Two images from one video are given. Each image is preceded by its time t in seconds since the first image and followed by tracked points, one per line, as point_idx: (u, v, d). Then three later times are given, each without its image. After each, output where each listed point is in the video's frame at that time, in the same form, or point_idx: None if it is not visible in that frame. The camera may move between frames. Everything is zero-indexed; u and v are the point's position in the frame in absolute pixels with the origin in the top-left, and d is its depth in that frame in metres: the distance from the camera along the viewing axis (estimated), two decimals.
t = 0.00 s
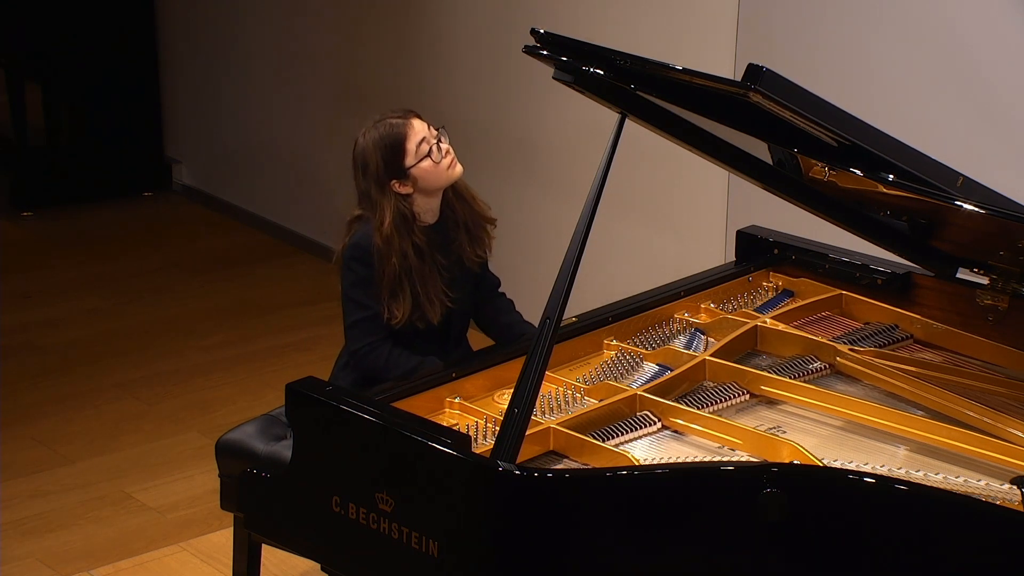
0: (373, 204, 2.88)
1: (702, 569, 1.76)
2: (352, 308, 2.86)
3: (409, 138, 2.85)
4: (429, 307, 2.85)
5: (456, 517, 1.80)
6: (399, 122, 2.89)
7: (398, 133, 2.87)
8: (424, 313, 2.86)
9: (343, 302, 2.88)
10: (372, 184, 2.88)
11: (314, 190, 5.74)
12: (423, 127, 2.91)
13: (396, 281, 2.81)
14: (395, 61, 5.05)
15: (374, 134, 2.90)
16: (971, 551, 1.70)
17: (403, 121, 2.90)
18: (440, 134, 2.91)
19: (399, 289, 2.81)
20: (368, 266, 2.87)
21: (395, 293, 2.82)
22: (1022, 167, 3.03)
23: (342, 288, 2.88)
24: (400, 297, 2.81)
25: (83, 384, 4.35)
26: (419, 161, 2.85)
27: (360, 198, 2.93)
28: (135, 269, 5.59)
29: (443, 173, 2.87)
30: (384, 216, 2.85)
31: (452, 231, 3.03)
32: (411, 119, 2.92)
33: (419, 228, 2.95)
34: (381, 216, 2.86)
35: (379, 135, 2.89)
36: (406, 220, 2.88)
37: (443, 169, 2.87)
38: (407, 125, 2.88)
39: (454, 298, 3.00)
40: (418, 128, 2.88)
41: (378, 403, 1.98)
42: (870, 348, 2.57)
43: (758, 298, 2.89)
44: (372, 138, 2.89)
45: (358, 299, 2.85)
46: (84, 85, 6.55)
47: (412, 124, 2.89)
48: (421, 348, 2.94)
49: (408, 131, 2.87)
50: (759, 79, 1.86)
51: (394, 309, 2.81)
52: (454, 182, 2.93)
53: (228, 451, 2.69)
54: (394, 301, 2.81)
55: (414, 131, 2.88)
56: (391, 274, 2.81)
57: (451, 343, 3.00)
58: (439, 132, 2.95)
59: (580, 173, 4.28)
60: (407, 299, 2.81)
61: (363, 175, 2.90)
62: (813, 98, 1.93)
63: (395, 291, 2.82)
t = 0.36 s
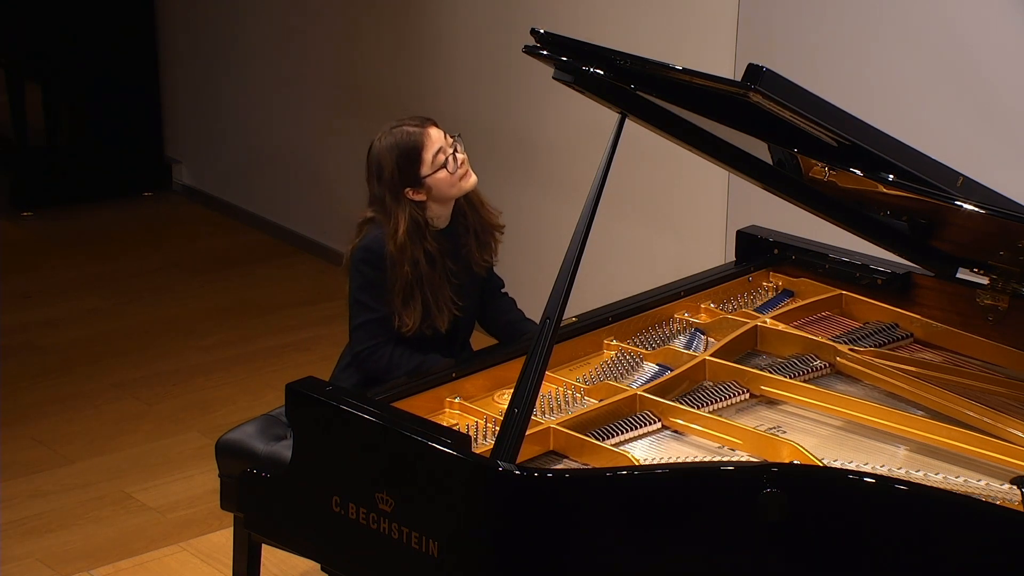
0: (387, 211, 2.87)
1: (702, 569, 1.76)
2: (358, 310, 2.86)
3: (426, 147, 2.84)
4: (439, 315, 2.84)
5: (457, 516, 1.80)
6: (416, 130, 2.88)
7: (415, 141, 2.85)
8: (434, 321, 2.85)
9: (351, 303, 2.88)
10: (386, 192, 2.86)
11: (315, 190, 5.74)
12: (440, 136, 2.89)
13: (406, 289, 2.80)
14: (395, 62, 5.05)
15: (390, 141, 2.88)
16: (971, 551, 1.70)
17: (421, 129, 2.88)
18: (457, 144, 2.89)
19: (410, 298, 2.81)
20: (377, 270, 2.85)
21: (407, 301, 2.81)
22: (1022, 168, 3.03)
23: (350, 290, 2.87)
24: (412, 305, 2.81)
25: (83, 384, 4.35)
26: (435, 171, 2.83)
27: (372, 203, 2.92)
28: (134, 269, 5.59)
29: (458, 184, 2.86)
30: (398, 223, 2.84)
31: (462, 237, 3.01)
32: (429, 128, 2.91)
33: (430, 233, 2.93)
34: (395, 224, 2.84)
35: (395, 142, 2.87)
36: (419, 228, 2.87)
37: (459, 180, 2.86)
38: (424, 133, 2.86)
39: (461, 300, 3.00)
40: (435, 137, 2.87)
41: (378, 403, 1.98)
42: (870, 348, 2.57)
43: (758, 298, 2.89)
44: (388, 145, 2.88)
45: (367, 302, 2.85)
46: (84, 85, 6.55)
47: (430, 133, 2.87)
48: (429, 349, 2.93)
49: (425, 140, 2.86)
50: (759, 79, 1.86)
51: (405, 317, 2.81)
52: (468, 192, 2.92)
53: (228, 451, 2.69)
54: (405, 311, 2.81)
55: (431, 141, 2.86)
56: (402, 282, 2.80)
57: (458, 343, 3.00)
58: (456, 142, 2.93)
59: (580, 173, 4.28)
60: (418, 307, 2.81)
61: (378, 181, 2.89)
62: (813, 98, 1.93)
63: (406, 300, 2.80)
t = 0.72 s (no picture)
0: (394, 213, 2.87)
1: (702, 569, 1.76)
2: (361, 307, 2.85)
3: (434, 150, 2.84)
4: (445, 317, 2.88)
5: (457, 517, 1.80)
6: (424, 132, 2.88)
7: (423, 143, 2.85)
8: (439, 323, 2.88)
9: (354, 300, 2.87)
10: (394, 193, 2.86)
11: (315, 190, 5.74)
12: (448, 138, 2.89)
13: (413, 291, 2.81)
14: (395, 61, 5.05)
15: (397, 143, 2.88)
16: (971, 551, 1.70)
17: (428, 132, 2.88)
18: (464, 146, 2.90)
19: (416, 301, 2.83)
20: (383, 269, 2.86)
21: (414, 303, 2.83)
22: (1022, 168, 3.03)
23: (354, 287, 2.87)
24: (419, 308, 2.83)
25: (83, 384, 4.35)
26: (443, 174, 2.84)
27: (379, 204, 2.92)
28: (134, 269, 5.59)
29: (466, 187, 2.87)
30: (405, 225, 2.84)
31: (469, 237, 3.00)
32: (436, 130, 2.91)
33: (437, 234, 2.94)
34: (402, 226, 2.85)
35: (402, 144, 2.87)
36: (426, 229, 2.87)
37: (466, 182, 2.86)
38: (432, 135, 2.87)
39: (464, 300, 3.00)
40: (442, 139, 2.87)
41: (378, 403, 1.97)
42: (870, 348, 2.57)
43: (758, 298, 2.89)
44: (395, 147, 2.87)
45: (369, 300, 2.84)
46: (84, 85, 6.56)
47: (438, 135, 2.87)
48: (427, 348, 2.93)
49: (433, 142, 2.86)
50: (759, 79, 1.86)
51: (410, 319, 2.83)
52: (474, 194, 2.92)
53: (228, 451, 2.69)
54: (411, 313, 2.83)
55: (439, 143, 2.86)
56: (409, 285, 2.81)
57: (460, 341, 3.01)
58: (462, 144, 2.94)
59: (580, 173, 4.28)
60: (423, 310, 2.83)
61: (385, 183, 2.88)
62: (813, 98, 1.93)
63: (413, 302, 2.82)
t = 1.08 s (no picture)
0: (403, 220, 2.88)
1: (702, 569, 1.76)
2: (375, 316, 2.85)
3: (442, 156, 2.85)
4: (456, 322, 2.87)
5: (457, 517, 1.80)
6: (431, 137, 2.89)
7: (430, 149, 2.86)
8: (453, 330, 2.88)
9: (366, 309, 2.88)
10: (403, 199, 2.88)
11: (316, 192, 5.74)
12: (455, 143, 2.90)
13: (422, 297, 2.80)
14: (394, 61, 5.05)
15: (405, 150, 2.89)
16: (971, 551, 1.70)
17: (436, 137, 2.89)
18: (472, 151, 2.91)
19: (428, 307, 2.81)
20: (393, 275, 2.85)
21: (426, 310, 2.81)
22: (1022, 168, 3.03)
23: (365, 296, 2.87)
24: (430, 315, 2.82)
25: (83, 384, 4.35)
26: (452, 180, 2.86)
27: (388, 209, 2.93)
28: (135, 269, 5.59)
29: (475, 191, 2.88)
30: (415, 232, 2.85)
31: (478, 240, 3.05)
32: (443, 135, 2.92)
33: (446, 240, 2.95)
34: (412, 233, 2.86)
35: (410, 150, 2.88)
36: (436, 234, 2.88)
37: (475, 187, 2.88)
38: (439, 141, 2.88)
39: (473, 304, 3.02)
40: (449, 145, 2.88)
41: (378, 403, 1.97)
42: (870, 348, 2.57)
43: (758, 298, 2.89)
44: (403, 153, 2.89)
45: (383, 307, 2.85)
46: (84, 85, 6.55)
47: (445, 141, 2.88)
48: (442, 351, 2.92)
49: (440, 148, 2.87)
50: (759, 80, 1.86)
51: (422, 326, 2.81)
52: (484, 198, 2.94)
53: (228, 451, 2.69)
54: (423, 320, 2.81)
55: (446, 148, 2.87)
56: (420, 292, 2.80)
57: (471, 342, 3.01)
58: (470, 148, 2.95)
59: (581, 174, 4.28)
60: (435, 316, 2.82)
61: (394, 189, 2.90)
62: (813, 98, 1.93)
63: (425, 309, 2.81)
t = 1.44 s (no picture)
0: (406, 238, 2.86)
1: (702, 569, 1.76)
2: (367, 321, 2.87)
3: (450, 185, 2.82)
4: (448, 336, 2.86)
5: (457, 517, 1.80)
6: (442, 163, 2.83)
7: (440, 177, 2.81)
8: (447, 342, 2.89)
9: (360, 313, 2.89)
10: (403, 216, 2.85)
11: (315, 192, 5.74)
12: (465, 170, 2.86)
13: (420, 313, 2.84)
14: (394, 61, 5.05)
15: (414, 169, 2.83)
16: (971, 550, 1.70)
17: (446, 163, 2.84)
18: (479, 179, 2.88)
19: (425, 323, 2.84)
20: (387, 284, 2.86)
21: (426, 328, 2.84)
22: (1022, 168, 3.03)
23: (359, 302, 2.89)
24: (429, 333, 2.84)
25: (83, 384, 4.35)
26: (454, 209, 2.85)
27: (386, 213, 2.90)
28: (135, 269, 5.59)
29: (474, 220, 2.88)
30: (418, 254, 2.85)
31: (473, 247, 3.02)
32: (454, 159, 2.86)
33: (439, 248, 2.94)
34: (415, 255, 2.85)
35: (419, 171, 2.83)
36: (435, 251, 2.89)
37: (475, 216, 2.88)
38: (450, 169, 2.82)
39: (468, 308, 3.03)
40: (459, 175, 2.84)
41: (378, 403, 1.98)
42: (870, 348, 2.57)
43: (758, 298, 2.89)
44: (411, 172, 2.83)
45: (377, 313, 2.87)
46: (84, 85, 6.55)
47: (455, 170, 2.83)
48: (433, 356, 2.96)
49: (450, 178, 2.82)
50: (759, 80, 1.86)
51: (418, 340, 2.84)
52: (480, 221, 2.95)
53: (228, 451, 2.69)
54: (420, 335, 2.84)
55: (456, 179, 2.83)
56: (419, 308, 2.83)
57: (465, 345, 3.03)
58: (476, 170, 2.91)
59: (581, 174, 4.28)
60: (432, 332, 2.84)
61: (396, 201, 2.86)
62: (813, 98, 1.93)
63: (422, 324, 2.84)
